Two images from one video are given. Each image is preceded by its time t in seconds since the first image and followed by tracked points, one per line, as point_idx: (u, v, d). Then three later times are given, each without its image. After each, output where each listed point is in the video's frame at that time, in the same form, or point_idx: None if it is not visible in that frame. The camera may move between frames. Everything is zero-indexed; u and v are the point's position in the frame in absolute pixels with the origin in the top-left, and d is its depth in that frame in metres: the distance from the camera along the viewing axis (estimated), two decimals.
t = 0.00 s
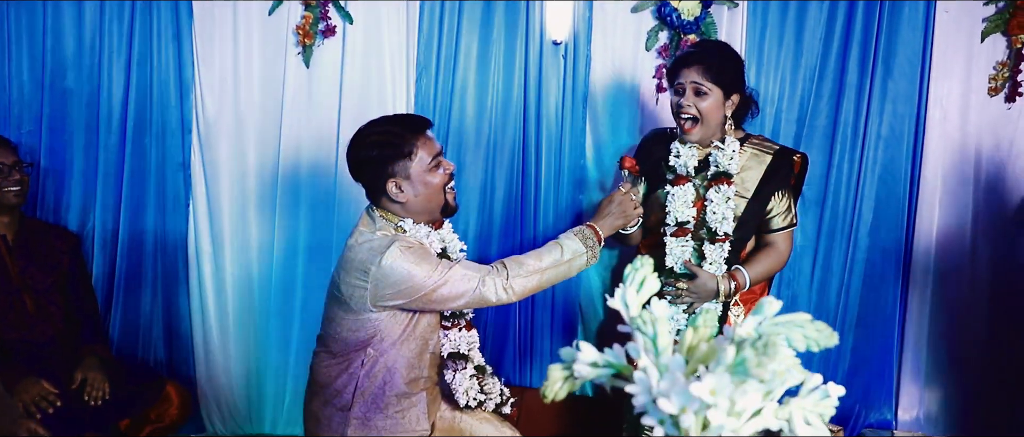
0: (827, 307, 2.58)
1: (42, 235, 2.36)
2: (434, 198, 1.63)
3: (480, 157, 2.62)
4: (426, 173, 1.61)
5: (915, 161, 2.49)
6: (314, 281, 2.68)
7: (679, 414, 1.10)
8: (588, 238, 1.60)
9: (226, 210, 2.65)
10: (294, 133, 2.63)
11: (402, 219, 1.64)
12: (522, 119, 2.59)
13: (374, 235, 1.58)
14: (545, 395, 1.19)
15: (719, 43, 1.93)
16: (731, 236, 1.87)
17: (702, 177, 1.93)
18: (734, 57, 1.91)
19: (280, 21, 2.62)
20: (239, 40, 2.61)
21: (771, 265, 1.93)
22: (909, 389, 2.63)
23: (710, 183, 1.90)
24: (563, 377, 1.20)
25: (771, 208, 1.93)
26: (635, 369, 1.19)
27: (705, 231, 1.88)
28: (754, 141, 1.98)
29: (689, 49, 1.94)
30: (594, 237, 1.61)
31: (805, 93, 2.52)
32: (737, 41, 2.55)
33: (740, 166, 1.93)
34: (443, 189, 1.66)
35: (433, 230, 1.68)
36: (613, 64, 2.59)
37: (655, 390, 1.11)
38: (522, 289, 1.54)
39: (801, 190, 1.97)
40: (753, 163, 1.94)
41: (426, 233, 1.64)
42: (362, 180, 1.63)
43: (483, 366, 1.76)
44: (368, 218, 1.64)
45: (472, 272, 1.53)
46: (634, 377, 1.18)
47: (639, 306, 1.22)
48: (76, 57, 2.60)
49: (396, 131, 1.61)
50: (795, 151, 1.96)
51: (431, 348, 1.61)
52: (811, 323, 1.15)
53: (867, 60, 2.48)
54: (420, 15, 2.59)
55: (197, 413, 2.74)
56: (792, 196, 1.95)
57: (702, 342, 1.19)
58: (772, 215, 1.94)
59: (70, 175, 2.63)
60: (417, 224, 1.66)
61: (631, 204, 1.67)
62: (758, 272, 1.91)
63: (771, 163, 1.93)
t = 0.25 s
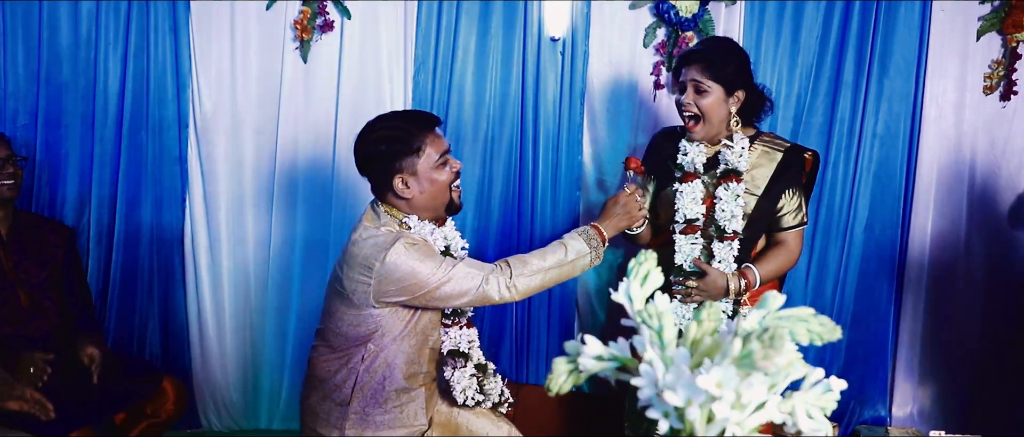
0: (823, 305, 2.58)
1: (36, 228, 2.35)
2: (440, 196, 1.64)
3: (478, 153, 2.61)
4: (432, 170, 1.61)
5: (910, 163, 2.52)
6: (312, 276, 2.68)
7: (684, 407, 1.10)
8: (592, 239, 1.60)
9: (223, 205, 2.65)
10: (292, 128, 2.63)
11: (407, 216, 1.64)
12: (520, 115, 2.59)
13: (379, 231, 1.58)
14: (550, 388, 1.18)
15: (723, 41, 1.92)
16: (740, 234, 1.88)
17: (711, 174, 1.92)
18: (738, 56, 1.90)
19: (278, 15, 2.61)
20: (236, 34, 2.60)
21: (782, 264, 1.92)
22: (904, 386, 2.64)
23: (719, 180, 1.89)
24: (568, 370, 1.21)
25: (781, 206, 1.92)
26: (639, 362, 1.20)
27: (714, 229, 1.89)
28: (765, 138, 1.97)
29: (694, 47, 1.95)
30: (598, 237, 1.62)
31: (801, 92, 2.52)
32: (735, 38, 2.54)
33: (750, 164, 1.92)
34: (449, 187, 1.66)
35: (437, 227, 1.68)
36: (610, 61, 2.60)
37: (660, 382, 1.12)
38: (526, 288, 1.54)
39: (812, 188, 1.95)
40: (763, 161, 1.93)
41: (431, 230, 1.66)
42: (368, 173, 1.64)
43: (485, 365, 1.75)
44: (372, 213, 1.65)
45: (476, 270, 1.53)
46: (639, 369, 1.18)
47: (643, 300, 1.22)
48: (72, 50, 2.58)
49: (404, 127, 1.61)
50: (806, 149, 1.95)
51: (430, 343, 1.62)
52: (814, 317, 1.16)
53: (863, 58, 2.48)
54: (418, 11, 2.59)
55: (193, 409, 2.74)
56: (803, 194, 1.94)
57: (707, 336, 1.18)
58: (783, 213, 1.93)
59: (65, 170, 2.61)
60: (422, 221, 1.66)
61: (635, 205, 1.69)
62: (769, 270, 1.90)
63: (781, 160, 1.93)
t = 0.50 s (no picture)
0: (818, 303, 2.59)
1: (29, 224, 2.34)
2: (444, 194, 1.64)
3: (475, 150, 2.61)
4: (437, 168, 1.62)
5: (904, 160, 2.52)
6: (308, 273, 2.68)
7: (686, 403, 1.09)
8: (595, 240, 1.60)
9: (218, 200, 2.64)
10: (288, 124, 2.63)
11: (410, 213, 1.65)
12: (516, 112, 2.59)
13: (383, 228, 1.59)
14: (552, 383, 1.17)
15: (732, 40, 1.91)
16: (755, 232, 1.89)
17: (725, 173, 1.92)
18: (748, 56, 1.89)
19: (275, 11, 2.61)
20: (232, 29, 2.60)
21: (798, 263, 1.91)
22: (897, 384, 2.65)
23: (733, 179, 1.89)
24: (569, 366, 1.18)
25: (796, 204, 1.91)
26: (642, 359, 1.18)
27: (729, 229, 1.89)
28: (779, 135, 1.96)
29: (704, 45, 1.94)
30: (602, 239, 1.61)
31: (796, 91, 2.52)
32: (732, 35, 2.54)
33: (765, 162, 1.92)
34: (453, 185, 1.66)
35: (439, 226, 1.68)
36: (607, 59, 2.60)
37: (663, 378, 1.10)
38: (528, 287, 1.54)
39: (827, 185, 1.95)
40: (777, 159, 1.92)
41: (433, 228, 1.66)
42: (372, 167, 1.64)
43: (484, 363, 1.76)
44: (375, 208, 1.65)
45: (477, 269, 1.54)
46: (641, 366, 1.16)
47: (644, 296, 1.20)
48: (66, 44, 2.57)
49: (410, 123, 1.62)
50: (820, 146, 1.94)
51: (429, 340, 1.62)
52: (815, 313, 1.14)
53: (858, 57, 2.49)
54: (415, 7, 2.58)
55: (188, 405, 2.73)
56: (818, 191, 1.94)
57: (708, 332, 1.16)
58: (798, 211, 1.92)
59: (59, 165, 2.60)
60: (425, 219, 1.67)
61: (638, 206, 1.68)
62: (785, 269, 1.89)
63: (796, 158, 1.92)
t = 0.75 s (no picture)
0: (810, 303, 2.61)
1: (18, 221, 2.32)
2: (447, 196, 1.64)
3: (469, 150, 2.61)
4: (442, 170, 1.61)
5: (896, 161, 2.53)
6: (301, 273, 2.68)
7: (686, 401, 1.06)
8: (595, 243, 1.61)
9: (212, 200, 2.63)
10: (282, 123, 2.62)
11: (412, 214, 1.66)
12: (511, 112, 2.60)
13: (384, 228, 1.57)
14: (551, 382, 1.14)
15: (746, 41, 1.86)
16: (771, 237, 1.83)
17: (740, 176, 1.90)
18: (761, 58, 1.85)
19: (269, 10, 2.60)
20: (227, 28, 2.59)
21: (817, 265, 1.86)
22: (888, 383, 2.66)
23: (747, 182, 1.86)
24: (569, 365, 1.15)
25: (812, 206, 1.87)
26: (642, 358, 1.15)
27: (744, 233, 1.85)
28: (793, 137, 1.93)
29: (717, 46, 1.90)
30: (602, 242, 1.62)
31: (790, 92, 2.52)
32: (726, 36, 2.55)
33: (779, 164, 1.88)
34: (456, 187, 1.65)
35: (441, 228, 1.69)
36: (601, 60, 2.61)
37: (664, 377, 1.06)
38: (527, 291, 1.53)
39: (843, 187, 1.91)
40: (792, 161, 1.88)
41: (435, 230, 1.66)
42: (377, 167, 1.63)
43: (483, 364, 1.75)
44: (377, 208, 1.66)
45: (477, 271, 1.53)
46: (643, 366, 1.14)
47: (643, 295, 1.17)
48: (59, 41, 2.55)
49: (419, 125, 1.61)
50: (835, 147, 1.90)
51: (426, 340, 1.64)
52: (813, 312, 1.10)
53: (852, 59, 2.49)
54: (410, 7, 2.58)
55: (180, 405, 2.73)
56: (833, 193, 1.90)
57: (706, 330, 1.12)
58: (813, 214, 1.88)
59: (52, 164, 2.59)
60: (427, 220, 1.67)
61: (637, 208, 1.69)
62: (801, 272, 1.85)
63: (810, 160, 1.88)
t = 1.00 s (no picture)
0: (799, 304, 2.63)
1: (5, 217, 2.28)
2: (446, 198, 1.64)
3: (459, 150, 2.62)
4: (441, 173, 1.61)
5: (884, 162, 2.55)
6: (292, 274, 2.66)
7: (681, 399, 1.07)
8: (590, 248, 1.60)
9: (201, 200, 2.62)
10: (273, 124, 2.61)
11: (410, 215, 1.65)
12: (502, 113, 2.60)
13: (382, 228, 1.58)
14: (546, 380, 1.13)
15: (748, 44, 1.87)
16: (771, 240, 1.84)
17: (740, 177, 1.91)
18: (762, 61, 1.86)
19: (260, 9, 2.59)
20: (217, 27, 2.58)
21: (818, 267, 1.88)
22: (875, 382, 2.69)
23: (748, 185, 1.87)
24: (565, 364, 1.15)
25: (813, 208, 1.88)
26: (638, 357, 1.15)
27: (744, 236, 1.87)
28: (793, 139, 1.94)
29: (719, 47, 1.91)
30: (598, 247, 1.62)
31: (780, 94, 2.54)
32: (716, 38, 2.56)
33: (779, 166, 1.89)
34: (455, 190, 1.65)
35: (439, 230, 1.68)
36: (593, 61, 2.61)
37: (660, 376, 1.06)
38: (522, 295, 1.53)
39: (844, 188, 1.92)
40: (792, 163, 1.90)
41: (432, 232, 1.65)
42: (377, 167, 1.63)
43: (479, 367, 1.73)
44: (375, 209, 1.65)
45: (472, 273, 1.52)
46: (638, 364, 1.14)
47: (637, 295, 1.17)
48: (48, 39, 2.54)
49: (420, 128, 1.61)
50: (837, 149, 1.91)
51: (420, 341, 1.64)
52: (807, 312, 1.09)
53: (841, 61, 2.51)
54: (402, 7, 2.58)
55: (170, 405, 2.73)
56: (835, 194, 1.91)
57: (700, 329, 1.13)
58: (815, 215, 1.89)
59: (40, 164, 2.57)
60: (424, 222, 1.66)
61: (634, 214, 1.70)
62: (803, 274, 1.86)
63: (811, 162, 1.89)
